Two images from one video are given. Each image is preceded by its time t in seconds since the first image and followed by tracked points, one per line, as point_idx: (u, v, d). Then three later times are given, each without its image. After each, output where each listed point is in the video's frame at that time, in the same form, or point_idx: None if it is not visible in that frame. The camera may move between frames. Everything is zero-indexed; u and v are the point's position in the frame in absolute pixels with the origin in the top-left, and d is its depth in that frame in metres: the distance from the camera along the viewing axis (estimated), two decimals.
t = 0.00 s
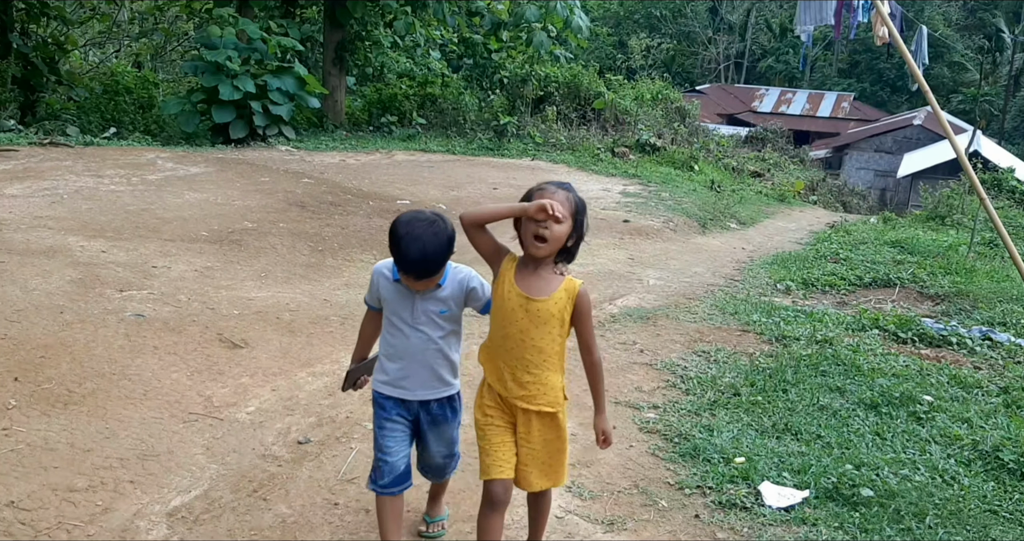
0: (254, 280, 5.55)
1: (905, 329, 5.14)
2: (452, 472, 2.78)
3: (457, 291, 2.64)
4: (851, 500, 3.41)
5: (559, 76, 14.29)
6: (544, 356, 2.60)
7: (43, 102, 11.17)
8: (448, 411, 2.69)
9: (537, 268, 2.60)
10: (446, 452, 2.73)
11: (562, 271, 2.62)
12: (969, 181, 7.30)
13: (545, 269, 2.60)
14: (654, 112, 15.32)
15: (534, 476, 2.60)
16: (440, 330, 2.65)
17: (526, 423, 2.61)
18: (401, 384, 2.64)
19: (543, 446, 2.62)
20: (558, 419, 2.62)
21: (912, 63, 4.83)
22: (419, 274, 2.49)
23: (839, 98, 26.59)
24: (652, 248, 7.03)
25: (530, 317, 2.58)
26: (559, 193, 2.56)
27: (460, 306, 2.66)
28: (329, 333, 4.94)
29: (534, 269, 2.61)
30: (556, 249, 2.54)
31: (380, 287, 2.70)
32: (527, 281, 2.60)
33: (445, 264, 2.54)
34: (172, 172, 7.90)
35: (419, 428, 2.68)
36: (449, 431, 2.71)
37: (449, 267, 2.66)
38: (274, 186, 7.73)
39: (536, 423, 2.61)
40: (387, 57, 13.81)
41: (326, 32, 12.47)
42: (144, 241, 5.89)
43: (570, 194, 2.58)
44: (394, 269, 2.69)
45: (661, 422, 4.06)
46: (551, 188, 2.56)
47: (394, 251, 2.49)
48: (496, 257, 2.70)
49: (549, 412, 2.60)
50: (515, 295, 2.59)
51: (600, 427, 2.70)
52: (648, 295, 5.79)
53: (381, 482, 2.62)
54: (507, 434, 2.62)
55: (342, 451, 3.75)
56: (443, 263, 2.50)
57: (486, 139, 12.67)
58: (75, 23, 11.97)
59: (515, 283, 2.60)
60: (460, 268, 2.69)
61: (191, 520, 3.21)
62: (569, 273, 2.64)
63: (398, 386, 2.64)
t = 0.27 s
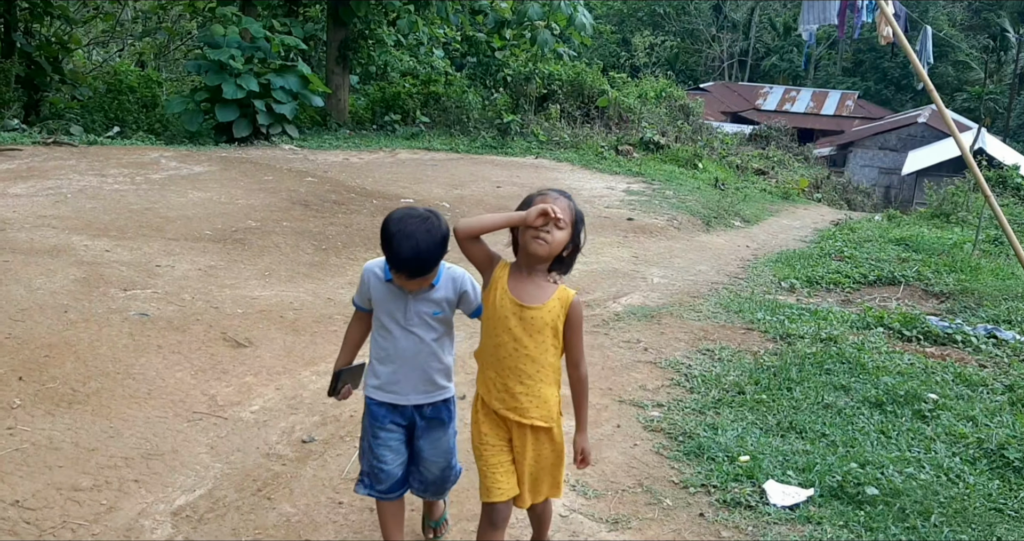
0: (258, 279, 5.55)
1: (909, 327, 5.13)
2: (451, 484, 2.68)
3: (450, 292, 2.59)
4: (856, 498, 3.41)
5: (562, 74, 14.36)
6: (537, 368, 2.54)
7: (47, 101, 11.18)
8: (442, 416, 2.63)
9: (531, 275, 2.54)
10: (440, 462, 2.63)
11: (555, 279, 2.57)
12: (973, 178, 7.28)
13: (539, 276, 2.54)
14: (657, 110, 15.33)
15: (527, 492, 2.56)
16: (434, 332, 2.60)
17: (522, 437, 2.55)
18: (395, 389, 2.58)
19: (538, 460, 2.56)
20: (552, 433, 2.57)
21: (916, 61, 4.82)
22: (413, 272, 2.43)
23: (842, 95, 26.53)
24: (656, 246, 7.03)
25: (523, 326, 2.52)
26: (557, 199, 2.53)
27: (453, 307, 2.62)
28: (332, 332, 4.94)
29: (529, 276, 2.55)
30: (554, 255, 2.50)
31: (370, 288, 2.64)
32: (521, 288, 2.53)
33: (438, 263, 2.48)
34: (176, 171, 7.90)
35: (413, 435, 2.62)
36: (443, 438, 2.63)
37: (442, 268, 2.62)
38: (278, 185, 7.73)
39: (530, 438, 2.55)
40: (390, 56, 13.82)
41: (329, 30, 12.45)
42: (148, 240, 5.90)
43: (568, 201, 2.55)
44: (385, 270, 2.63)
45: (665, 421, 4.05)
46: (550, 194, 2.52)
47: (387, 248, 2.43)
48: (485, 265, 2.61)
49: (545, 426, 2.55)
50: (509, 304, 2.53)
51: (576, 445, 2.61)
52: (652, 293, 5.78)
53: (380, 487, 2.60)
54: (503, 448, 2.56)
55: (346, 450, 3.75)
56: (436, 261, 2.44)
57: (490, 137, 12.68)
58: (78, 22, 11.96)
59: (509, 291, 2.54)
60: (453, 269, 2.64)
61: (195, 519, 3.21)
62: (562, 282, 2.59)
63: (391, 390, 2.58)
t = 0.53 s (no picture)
0: (264, 273, 5.54)
1: (919, 322, 5.10)
2: (444, 493, 2.55)
3: (449, 287, 2.51)
4: (865, 494, 3.39)
5: (570, 67, 14.34)
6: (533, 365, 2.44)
7: (53, 96, 11.18)
8: (439, 417, 2.54)
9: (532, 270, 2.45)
10: (433, 466, 2.52)
11: (554, 276, 2.50)
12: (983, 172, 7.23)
13: (540, 272, 2.46)
14: (665, 104, 15.28)
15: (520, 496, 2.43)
16: (432, 330, 2.51)
17: (520, 436, 2.44)
18: (393, 390, 2.50)
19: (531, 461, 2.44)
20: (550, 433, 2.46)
21: (926, 55, 4.78)
22: (413, 262, 2.35)
23: (850, 90, 26.42)
24: (664, 240, 7.00)
25: (523, 321, 2.43)
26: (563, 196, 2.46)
27: (452, 303, 2.53)
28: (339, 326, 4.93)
29: (530, 271, 2.46)
30: (559, 253, 2.42)
31: (365, 287, 2.55)
32: (522, 283, 2.44)
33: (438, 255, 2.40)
34: (182, 165, 7.90)
35: (410, 437, 2.53)
36: (440, 441, 2.53)
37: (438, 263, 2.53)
38: (284, 179, 7.72)
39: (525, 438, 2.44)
40: (397, 49, 13.80)
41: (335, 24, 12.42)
42: (154, 234, 5.89)
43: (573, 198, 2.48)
44: (381, 266, 2.54)
45: (673, 416, 4.03)
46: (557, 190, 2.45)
47: (386, 237, 2.35)
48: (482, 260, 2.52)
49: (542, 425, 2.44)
50: (509, 298, 2.43)
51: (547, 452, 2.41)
52: (660, 288, 5.76)
53: (380, 489, 2.56)
54: (498, 447, 2.48)
55: (353, 444, 3.74)
56: (436, 252, 2.36)
57: (497, 131, 12.65)
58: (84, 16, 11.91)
59: (510, 285, 2.44)
60: (451, 264, 2.56)
61: (201, 513, 3.21)
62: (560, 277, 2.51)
63: (389, 392, 2.50)
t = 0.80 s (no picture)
0: (267, 270, 5.53)
1: (924, 319, 5.08)
2: (425, 500, 2.48)
3: (446, 288, 2.44)
4: (869, 491, 3.38)
5: (574, 63, 14.29)
6: (532, 367, 2.36)
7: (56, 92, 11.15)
8: (431, 422, 2.48)
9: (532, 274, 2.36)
10: (421, 471, 2.47)
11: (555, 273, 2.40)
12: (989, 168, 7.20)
13: (540, 271, 2.37)
14: (669, 100, 15.25)
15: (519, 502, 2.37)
16: (430, 332, 2.44)
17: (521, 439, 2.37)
18: (390, 396, 2.44)
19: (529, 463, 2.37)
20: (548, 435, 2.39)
21: (932, 50, 4.75)
22: (409, 255, 2.28)
23: (855, 86, 26.35)
24: (668, 237, 6.98)
25: (522, 323, 2.35)
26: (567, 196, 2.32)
27: (449, 304, 2.47)
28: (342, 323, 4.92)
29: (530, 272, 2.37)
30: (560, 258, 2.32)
31: (359, 291, 2.45)
32: (522, 286, 2.36)
33: (433, 250, 2.34)
34: (185, 161, 7.89)
35: (401, 442, 2.48)
36: (429, 446, 2.48)
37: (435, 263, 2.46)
38: (287, 176, 7.71)
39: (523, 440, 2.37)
40: (401, 45, 13.78)
41: (338, 20, 12.40)
42: (157, 231, 5.89)
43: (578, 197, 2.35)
44: (375, 268, 2.45)
45: (677, 413, 4.02)
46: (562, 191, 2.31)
47: (380, 230, 2.28)
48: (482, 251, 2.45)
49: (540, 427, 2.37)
50: (509, 298, 2.36)
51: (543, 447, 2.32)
52: (663, 285, 5.75)
53: (377, 492, 2.55)
54: (494, 449, 2.42)
55: (356, 442, 3.75)
56: (433, 246, 2.29)
57: (501, 128, 12.63)
58: (87, 11, 11.90)
59: (511, 284, 2.36)
60: (446, 262, 2.49)
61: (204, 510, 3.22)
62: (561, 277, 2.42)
63: (385, 398, 2.44)
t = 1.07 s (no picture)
0: (267, 269, 5.53)
1: (924, 317, 5.08)
2: (402, 514, 2.39)
3: (440, 296, 2.35)
4: (870, 490, 3.38)
5: (574, 62, 14.28)
6: (532, 374, 2.32)
7: (57, 90, 11.13)
8: (419, 436, 2.39)
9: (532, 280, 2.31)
10: (404, 484, 2.39)
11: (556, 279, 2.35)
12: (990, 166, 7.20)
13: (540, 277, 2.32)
14: (669, 99, 15.26)
15: (527, 515, 2.30)
16: (422, 342, 2.35)
17: (519, 447, 2.32)
18: (379, 407, 2.37)
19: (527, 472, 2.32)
20: (548, 444, 2.33)
21: (932, 49, 4.75)
22: (398, 252, 2.19)
23: (856, 84, 26.34)
24: (669, 236, 6.98)
25: (521, 330, 2.31)
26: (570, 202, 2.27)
27: (443, 313, 2.37)
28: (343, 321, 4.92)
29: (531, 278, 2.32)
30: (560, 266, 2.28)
31: (351, 299, 2.37)
32: (521, 291, 2.31)
33: (425, 252, 2.25)
34: (185, 160, 7.89)
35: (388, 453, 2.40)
36: (414, 460, 2.39)
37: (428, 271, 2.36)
38: (287, 175, 7.71)
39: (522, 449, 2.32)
40: (401, 44, 13.79)
41: (338, 19, 12.40)
42: (158, 230, 5.89)
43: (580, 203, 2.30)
44: (367, 274, 2.36)
45: (677, 411, 4.02)
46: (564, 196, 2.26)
47: (368, 227, 2.21)
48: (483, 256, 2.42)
49: (538, 436, 2.32)
50: (506, 303, 2.32)
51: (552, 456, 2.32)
52: (664, 283, 5.74)
53: (370, 496, 2.50)
54: (495, 457, 2.39)
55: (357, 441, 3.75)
56: (423, 244, 2.21)
57: (501, 126, 12.64)
58: (88, 10, 11.89)
59: (511, 290, 2.32)
60: (442, 269, 2.40)
61: (205, 508, 3.23)
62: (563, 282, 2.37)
63: (375, 409, 2.37)
